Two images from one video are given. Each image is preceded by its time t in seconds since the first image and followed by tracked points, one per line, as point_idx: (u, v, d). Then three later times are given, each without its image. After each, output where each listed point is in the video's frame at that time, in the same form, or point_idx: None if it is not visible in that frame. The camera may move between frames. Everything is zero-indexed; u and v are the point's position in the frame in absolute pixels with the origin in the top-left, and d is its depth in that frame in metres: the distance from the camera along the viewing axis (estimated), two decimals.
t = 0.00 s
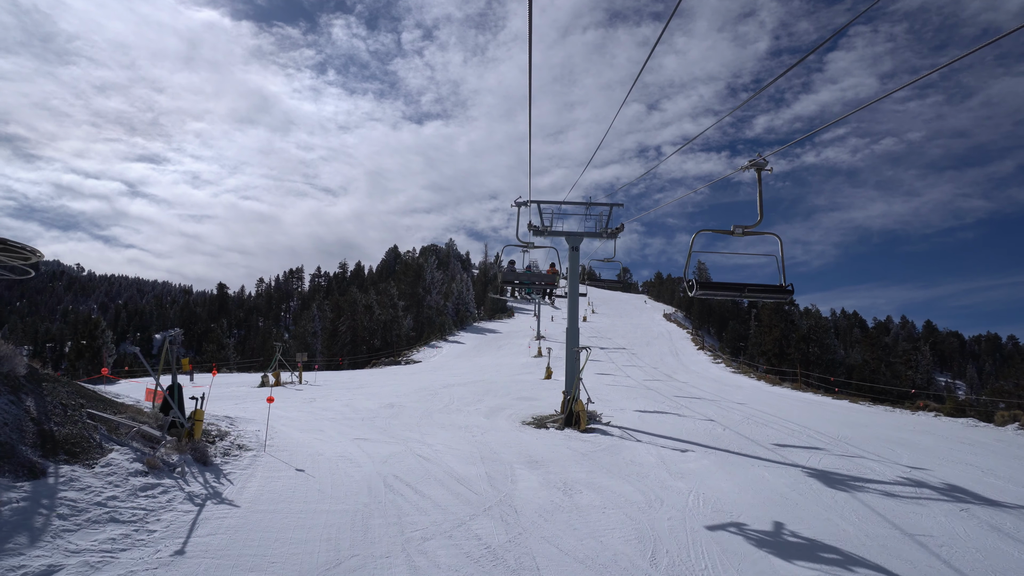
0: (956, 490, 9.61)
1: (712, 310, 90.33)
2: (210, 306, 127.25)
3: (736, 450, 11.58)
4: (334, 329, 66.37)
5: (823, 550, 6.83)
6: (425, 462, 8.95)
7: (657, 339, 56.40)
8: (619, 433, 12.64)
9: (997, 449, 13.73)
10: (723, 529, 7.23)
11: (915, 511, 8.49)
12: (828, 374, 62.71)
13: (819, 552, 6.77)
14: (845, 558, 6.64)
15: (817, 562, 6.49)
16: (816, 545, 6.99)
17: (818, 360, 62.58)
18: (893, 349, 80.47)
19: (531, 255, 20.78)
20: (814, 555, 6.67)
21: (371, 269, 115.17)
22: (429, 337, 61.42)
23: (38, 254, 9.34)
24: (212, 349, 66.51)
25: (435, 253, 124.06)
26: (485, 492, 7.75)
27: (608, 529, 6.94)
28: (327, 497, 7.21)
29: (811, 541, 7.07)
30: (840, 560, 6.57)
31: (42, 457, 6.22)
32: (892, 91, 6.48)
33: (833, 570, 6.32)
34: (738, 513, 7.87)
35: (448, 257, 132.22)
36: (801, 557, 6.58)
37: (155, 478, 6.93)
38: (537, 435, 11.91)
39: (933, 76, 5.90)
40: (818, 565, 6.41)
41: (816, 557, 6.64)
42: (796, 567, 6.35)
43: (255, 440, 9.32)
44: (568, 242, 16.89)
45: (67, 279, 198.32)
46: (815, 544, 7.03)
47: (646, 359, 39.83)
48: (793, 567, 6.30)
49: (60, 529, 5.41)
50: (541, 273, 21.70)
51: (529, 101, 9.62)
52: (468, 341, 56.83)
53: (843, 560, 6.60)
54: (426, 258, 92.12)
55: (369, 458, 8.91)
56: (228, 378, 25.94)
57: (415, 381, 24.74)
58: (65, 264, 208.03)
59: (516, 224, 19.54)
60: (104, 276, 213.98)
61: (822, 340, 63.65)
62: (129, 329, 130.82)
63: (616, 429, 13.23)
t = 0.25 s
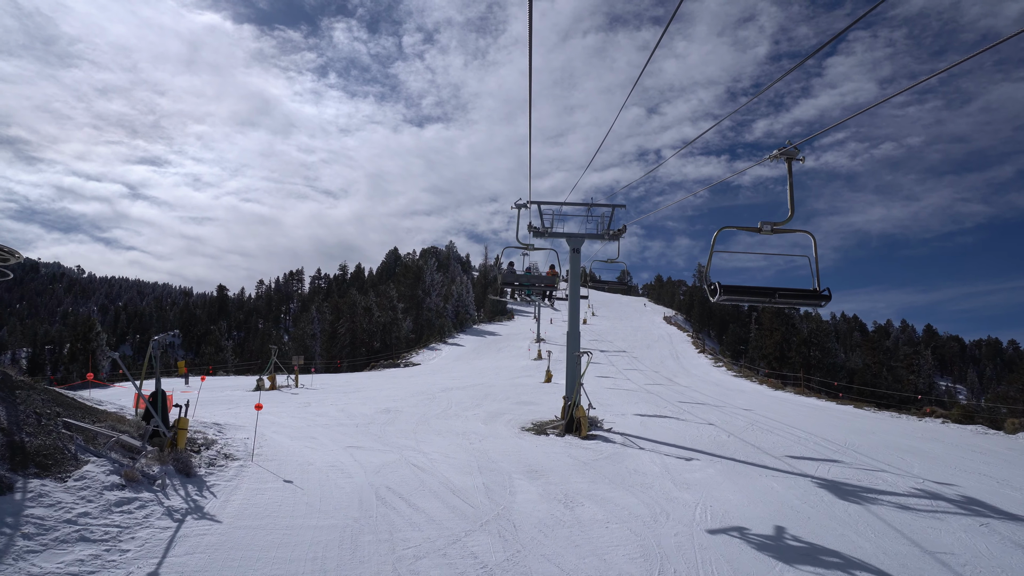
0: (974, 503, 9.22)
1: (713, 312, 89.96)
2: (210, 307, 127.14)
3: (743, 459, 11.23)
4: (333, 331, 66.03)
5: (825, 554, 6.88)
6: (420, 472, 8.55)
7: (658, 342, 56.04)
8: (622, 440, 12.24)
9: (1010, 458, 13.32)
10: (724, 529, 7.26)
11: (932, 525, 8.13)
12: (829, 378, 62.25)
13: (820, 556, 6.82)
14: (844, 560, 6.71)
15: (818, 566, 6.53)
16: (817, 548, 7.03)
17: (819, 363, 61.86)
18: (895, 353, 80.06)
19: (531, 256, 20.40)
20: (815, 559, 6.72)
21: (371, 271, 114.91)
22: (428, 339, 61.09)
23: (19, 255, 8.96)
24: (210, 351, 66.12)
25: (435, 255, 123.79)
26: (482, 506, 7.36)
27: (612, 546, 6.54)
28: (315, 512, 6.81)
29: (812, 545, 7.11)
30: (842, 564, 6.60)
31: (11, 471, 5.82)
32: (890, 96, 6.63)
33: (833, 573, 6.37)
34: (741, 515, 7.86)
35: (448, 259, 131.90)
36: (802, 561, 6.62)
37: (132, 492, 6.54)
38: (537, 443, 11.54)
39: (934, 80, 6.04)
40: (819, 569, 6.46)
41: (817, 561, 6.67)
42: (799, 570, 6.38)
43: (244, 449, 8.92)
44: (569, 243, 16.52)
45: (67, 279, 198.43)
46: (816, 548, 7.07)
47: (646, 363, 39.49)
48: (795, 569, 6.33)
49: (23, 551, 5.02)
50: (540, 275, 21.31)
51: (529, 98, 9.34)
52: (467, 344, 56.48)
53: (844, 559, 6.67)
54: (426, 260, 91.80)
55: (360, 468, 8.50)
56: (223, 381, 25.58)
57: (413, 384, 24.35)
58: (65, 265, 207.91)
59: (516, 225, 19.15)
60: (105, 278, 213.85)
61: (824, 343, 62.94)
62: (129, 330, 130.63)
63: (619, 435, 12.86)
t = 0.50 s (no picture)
0: (993, 511, 8.84)
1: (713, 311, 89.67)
2: (209, 306, 126.83)
3: (750, 464, 10.88)
4: (332, 330, 65.62)
5: (828, 554, 6.89)
6: (415, 480, 8.15)
7: (659, 342, 55.65)
8: (625, 445, 11.84)
9: None
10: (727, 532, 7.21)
11: (952, 536, 7.76)
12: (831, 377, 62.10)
13: (823, 556, 6.84)
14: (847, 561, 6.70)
15: (821, 567, 6.53)
16: (820, 549, 7.04)
17: (821, 362, 61.78)
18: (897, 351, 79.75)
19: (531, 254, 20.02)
20: (818, 559, 6.74)
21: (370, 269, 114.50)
22: (427, 338, 60.70)
23: None
24: (208, 351, 65.70)
25: (435, 254, 123.38)
26: (479, 518, 6.97)
27: (616, 561, 6.15)
28: (302, 525, 6.42)
29: (816, 546, 7.10)
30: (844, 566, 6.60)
31: None
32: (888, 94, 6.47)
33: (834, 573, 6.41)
34: (742, 518, 7.85)
35: (448, 258, 131.45)
36: (805, 562, 6.63)
37: (106, 505, 6.14)
38: (537, 447, 11.15)
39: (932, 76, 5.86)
40: (821, 570, 6.48)
41: (820, 561, 6.69)
42: (801, 570, 6.40)
43: (231, 456, 8.52)
44: (570, 240, 16.15)
45: (66, 279, 197.87)
46: (819, 549, 7.08)
47: (647, 362, 39.11)
48: (796, 570, 6.36)
49: None
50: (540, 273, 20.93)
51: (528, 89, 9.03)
52: (467, 343, 56.10)
53: (847, 563, 6.67)
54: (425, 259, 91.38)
55: (353, 476, 8.11)
56: (218, 382, 25.18)
57: (411, 384, 23.96)
58: (64, 264, 207.19)
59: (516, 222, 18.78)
60: (104, 277, 213.25)
61: (825, 342, 62.86)
62: (127, 329, 130.07)
63: (622, 439, 12.49)
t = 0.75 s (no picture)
0: (1013, 520, 8.49)
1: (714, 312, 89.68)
2: (207, 306, 126.48)
3: (758, 471, 10.53)
4: (330, 330, 65.14)
5: (831, 557, 6.87)
6: (408, 492, 7.74)
7: (659, 343, 55.27)
8: (627, 451, 11.48)
9: None
10: (731, 538, 7.18)
11: (974, 549, 7.39)
12: (833, 379, 62.60)
13: (826, 560, 6.81)
14: (853, 566, 6.65)
15: (825, 570, 6.51)
16: (824, 552, 7.01)
17: (822, 364, 62.09)
18: (897, 352, 79.69)
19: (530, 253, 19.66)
20: (821, 563, 6.72)
21: (369, 270, 114.11)
22: (426, 339, 60.30)
23: None
24: (205, 351, 65.16)
25: (434, 254, 123.07)
26: (476, 533, 6.60)
27: None
28: (285, 542, 6.00)
29: (819, 550, 7.07)
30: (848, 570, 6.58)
31: None
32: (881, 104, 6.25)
33: None
34: (743, 522, 7.83)
35: (447, 259, 131.02)
36: (808, 564, 6.64)
37: (75, 523, 5.70)
38: (536, 455, 10.74)
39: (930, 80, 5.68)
40: (823, 572, 6.47)
41: (824, 564, 6.66)
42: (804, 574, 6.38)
43: (214, 465, 8.10)
44: (571, 240, 15.78)
45: (65, 278, 197.19)
46: (823, 552, 7.04)
47: (648, 364, 38.78)
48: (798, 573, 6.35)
49: None
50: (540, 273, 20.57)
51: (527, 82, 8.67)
52: (466, 344, 55.75)
53: (850, 567, 6.64)
54: (424, 259, 90.91)
55: (343, 486, 7.73)
56: (212, 384, 24.72)
57: (408, 387, 23.58)
58: (62, 264, 206.34)
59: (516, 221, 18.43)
60: (102, 276, 212.46)
61: (826, 344, 63.22)
62: (125, 329, 129.39)
63: (625, 445, 12.11)
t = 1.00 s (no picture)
0: None
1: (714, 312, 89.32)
2: (206, 306, 126.06)
3: (765, 479, 10.18)
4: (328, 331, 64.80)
5: (835, 561, 6.82)
6: (402, 504, 7.35)
7: (659, 343, 54.95)
8: (629, 457, 11.10)
9: None
10: (734, 542, 7.13)
11: (995, 564, 7.03)
12: (833, 379, 62.05)
13: (830, 563, 6.77)
14: (857, 570, 6.60)
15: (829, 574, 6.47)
16: (828, 555, 6.98)
17: (823, 365, 61.47)
18: (898, 353, 79.34)
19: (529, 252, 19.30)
20: (826, 566, 6.67)
21: (368, 270, 113.70)
22: (424, 340, 59.91)
23: None
24: (202, 352, 64.77)
25: (433, 254, 122.68)
26: (472, 548, 6.23)
27: None
28: (268, 561, 5.61)
29: (822, 552, 7.05)
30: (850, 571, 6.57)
31: None
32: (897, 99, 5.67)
33: None
34: (746, 526, 7.75)
35: (446, 258, 130.69)
36: (812, 567, 6.60)
37: (41, 540, 5.31)
38: (535, 461, 10.35)
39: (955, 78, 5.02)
40: None
41: (827, 567, 6.62)
42: None
43: (198, 474, 7.71)
44: (572, 239, 15.37)
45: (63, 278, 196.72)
46: (827, 555, 7.01)
47: (649, 365, 38.42)
48: None
49: None
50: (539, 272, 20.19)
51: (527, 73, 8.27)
52: (464, 344, 55.38)
53: (854, 570, 6.60)
54: (422, 259, 90.50)
55: (333, 497, 7.35)
56: (207, 385, 24.36)
57: (406, 388, 23.20)
58: (61, 263, 205.83)
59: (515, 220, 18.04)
60: (100, 276, 212.08)
61: (827, 345, 62.71)
62: (123, 329, 128.99)
63: (627, 450, 11.75)
